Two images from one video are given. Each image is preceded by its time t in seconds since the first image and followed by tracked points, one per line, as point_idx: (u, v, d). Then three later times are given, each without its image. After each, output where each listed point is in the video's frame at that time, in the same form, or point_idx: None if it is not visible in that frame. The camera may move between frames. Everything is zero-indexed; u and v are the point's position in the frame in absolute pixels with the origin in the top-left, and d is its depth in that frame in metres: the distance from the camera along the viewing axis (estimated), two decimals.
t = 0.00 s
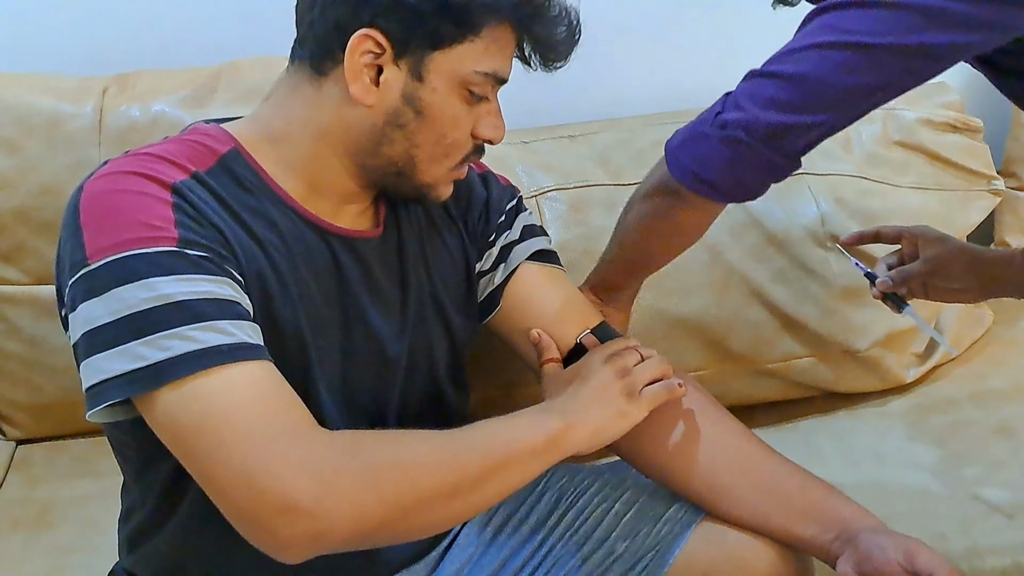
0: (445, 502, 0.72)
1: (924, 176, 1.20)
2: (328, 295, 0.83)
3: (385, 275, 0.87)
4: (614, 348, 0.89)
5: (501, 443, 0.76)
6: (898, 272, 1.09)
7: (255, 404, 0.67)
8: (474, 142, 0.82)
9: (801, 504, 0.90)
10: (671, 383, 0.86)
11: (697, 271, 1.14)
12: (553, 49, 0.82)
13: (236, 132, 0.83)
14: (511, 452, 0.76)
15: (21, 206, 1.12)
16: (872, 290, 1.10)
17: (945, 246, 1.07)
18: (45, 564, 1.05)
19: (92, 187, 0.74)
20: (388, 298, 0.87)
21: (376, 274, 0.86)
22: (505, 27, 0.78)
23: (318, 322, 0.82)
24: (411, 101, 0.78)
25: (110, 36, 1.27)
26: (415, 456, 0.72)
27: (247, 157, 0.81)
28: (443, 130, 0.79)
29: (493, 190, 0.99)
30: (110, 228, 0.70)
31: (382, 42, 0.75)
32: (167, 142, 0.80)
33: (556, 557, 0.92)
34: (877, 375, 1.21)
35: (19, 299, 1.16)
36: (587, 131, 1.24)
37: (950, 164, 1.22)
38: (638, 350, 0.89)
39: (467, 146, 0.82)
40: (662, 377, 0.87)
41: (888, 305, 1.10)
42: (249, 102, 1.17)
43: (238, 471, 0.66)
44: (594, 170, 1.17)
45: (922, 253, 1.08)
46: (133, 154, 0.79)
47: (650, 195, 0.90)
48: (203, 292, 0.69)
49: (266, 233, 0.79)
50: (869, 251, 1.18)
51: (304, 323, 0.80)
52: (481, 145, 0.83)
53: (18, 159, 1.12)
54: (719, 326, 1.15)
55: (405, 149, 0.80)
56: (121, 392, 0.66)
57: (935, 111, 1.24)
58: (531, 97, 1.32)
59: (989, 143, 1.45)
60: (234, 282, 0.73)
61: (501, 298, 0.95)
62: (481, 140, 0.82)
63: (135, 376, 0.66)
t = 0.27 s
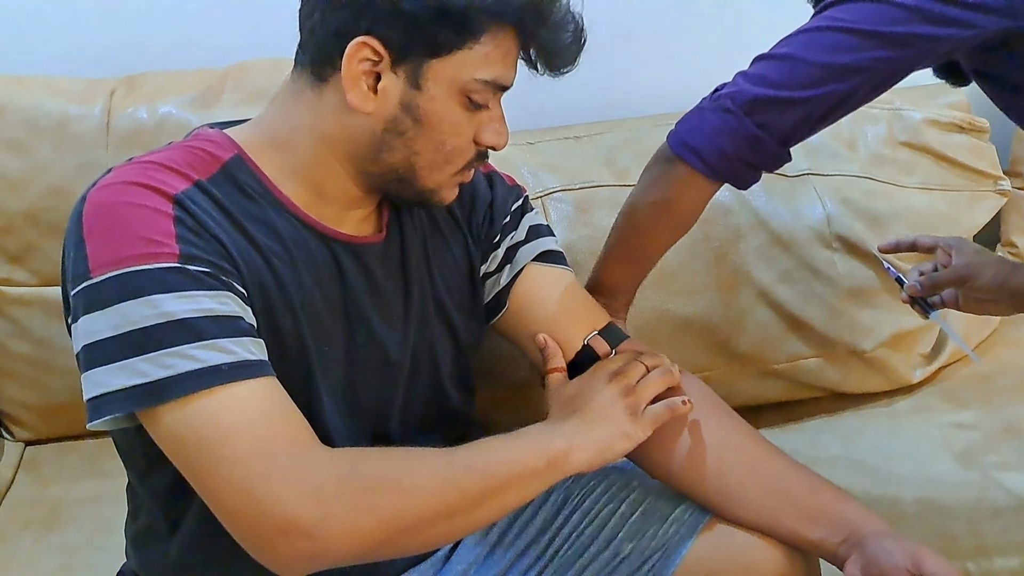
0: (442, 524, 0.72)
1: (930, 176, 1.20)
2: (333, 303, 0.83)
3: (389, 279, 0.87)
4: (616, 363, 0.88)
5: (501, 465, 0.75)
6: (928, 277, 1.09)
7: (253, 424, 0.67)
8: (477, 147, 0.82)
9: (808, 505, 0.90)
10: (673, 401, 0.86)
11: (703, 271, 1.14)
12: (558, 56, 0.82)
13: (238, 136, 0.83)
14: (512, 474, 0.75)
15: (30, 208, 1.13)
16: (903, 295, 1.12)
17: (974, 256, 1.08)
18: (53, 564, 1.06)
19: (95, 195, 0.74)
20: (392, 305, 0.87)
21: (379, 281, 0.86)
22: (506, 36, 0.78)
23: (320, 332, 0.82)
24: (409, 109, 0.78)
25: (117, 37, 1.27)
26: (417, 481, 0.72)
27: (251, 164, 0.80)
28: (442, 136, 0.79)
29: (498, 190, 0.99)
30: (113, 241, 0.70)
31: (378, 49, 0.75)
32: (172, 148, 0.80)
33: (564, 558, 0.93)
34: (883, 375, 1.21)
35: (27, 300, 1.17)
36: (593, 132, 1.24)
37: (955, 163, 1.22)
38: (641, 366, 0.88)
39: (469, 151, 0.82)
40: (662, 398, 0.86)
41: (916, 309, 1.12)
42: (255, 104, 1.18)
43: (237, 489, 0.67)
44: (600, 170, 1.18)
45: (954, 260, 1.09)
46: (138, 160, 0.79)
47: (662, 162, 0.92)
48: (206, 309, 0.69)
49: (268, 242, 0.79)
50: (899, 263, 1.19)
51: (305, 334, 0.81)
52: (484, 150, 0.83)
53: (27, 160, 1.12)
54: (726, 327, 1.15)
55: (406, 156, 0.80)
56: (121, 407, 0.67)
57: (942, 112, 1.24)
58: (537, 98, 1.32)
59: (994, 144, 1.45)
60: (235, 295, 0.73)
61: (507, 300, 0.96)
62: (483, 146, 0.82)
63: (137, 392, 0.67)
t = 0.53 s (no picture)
0: (451, 547, 0.76)
1: (931, 177, 1.20)
2: (335, 307, 0.84)
3: (390, 283, 0.87)
4: (624, 385, 0.88)
5: (508, 493, 0.78)
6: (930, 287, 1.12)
7: (269, 450, 0.70)
8: (465, 152, 0.80)
9: (810, 505, 0.90)
10: (679, 418, 0.86)
11: (705, 271, 1.14)
12: (546, 60, 0.78)
13: (234, 143, 0.83)
14: (519, 500, 0.79)
15: (32, 207, 1.13)
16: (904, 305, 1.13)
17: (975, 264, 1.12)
18: (55, 563, 1.06)
19: (94, 214, 0.74)
20: (396, 309, 0.88)
21: (382, 285, 0.86)
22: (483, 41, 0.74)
23: (324, 336, 0.83)
24: (380, 116, 0.76)
25: (118, 36, 1.27)
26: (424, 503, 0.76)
27: (248, 175, 0.80)
28: (417, 143, 0.77)
29: (501, 182, 0.98)
30: (113, 264, 0.71)
31: (344, 55, 0.74)
32: (169, 159, 0.80)
33: (565, 557, 0.93)
34: (883, 375, 1.21)
35: (28, 299, 1.17)
36: (595, 132, 1.24)
37: (957, 164, 1.22)
38: (646, 384, 0.87)
39: (455, 155, 0.79)
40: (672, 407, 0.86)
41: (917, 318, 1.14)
42: (257, 103, 1.17)
43: (255, 513, 0.70)
44: (602, 170, 1.18)
45: (956, 269, 1.12)
46: (133, 174, 0.79)
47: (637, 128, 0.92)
48: (210, 334, 0.71)
49: (267, 251, 0.79)
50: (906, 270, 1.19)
51: (306, 337, 0.81)
52: (472, 155, 0.81)
53: (27, 159, 1.12)
54: (727, 327, 1.15)
55: (384, 162, 0.79)
56: (130, 431, 0.69)
57: (944, 112, 1.24)
58: (539, 98, 1.32)
59: (997, 143, 1.45)
60: (239, 313, 0.74)
61: (513, 295, 0.95)
62: (471, 150, 0.80)
63: (146, 417, 0.69)
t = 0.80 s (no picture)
0: (449, 561, 0.78)
1: (932, 178, 1.21)
2: (334, 317, 0.84)
3: (390, 292, 0.87)
4: (623, 394, 0.86)
5: (507, 508, 0.80)
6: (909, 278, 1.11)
7: (270, 470, 0.71)
8: (456, 168, 0.79)
9: (810, 507, 0.90)
10: (678, 426, 0.86)
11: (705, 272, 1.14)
12: (537, 79, 0.75)
13: (230, 155, 0.83)
14: (517, 519, 0.80)
15: (32, 207, 1.13)
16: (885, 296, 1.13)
17: (956, 252, 1.09)
18: (55, 563, 1.06)
19: (88, 232, 0.74)
20: (396, 318, 0.88)
21: (381, 294, 0.86)
22: (464, 59, 0.71)
23: (323, 346, 0.83)
24: (365, 135, 0.76)
25: (120, 37, 1.27)
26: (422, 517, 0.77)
27: (245, 190, 0.80)
28: (405, 162, 0.77)
29: (503, 184, 0.98)
30: (110, 285, 0.71)
31: (325, 74, 0.73)
32: (163, 174, 0.80)
33: (565, 559, 0.93)
34: (884, 376, 1.21)
35: (28, 299, 1.17)
36: (596, 133, 1.24)
37: (957, 165, 1.22)
38: (646, 393, 0.86)
39: (446, 172, 0.79)
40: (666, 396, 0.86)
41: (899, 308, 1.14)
42: (258, 104, 1.17)
43: (254, 532, 0.71)
44: (603, 171, 1.18)
45: (936, 259, 1.10)
46: (129, 190, 0.79)
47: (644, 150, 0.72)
48: (208, 356, 0.71)
49: (264, 266, 0.79)
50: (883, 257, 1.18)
51: (305, 348, 0.81)
52: (464, 171, 0.80)
53: (29, 160, 1.13)
54: (728, 328, 1.15)
55: (371, 180, 0.79)
56: (126, 452, 0.69)
57: (944, 114, 1.24)
58: (541, 99, 1.32)
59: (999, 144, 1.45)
60: (237, 333, 0.74)
61: (516, 294, 0.95)
62: (463, 166, 0.79)
63: (142, 438, 0.69)
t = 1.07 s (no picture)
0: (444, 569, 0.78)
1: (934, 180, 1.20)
2: (330, 321, 0.84)
3: (386, 295, 0.87)
4: (619, 399, 0.90)
5: (503, 513, 0.80)
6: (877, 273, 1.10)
7: (268, 477, 0.71)
8: (465, 181, 0.79)
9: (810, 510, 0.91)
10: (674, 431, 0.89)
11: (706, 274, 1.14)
12: (547, 96, 0.74)
13: (227, 157, 0.82)
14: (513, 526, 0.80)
15: (35, 207, 1.13)
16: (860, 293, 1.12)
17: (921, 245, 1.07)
18: (55, 563, 1.06)
19: (84, 235, 0.74)
20: (394, 321, 0.88)
21: (377, 298, 0.86)
22: (468, 83, 0.71)
23: (319, 350, 0.83)
24: (370, 155, 0.76)
25: (124, 37, 1.27)
26: (419, 521, 0.78)
27: (241, 194, 0.80)
28: (412, 178, 0.77)
29: (500, 185, 0.98)
30: (105, 289, 0.71)
31: (329, 95, 0.73)
32: (160, 175, 0.80)
33: (565, 561, 0.93)
34: (884, 378, 1.21)
35: (30, 299, 1.17)
36: (598, 134, 1.24)
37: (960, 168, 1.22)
38: (641, 399, 0.89)
39: (455, 184, 0.79)
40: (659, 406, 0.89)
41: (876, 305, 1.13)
42: (261, 105, 1.17)
43: (250, 538, 0.71)
44: (604, 173, 1.18)
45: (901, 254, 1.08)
46: (125, 192, 0.78)
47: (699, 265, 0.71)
48: (204, 360, 0.71)
49: (262, 270, 0.79)
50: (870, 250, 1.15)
51: (302, 353, 0.81)
52: (473, 184, 0.80)
53: (31, 160, 1.13)
54: (728, 330, 1.15)
55: (380, 198, 0.79)
56: (119, 456, 0.69)
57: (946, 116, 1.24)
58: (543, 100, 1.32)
59: (1003, 146, 1.45)
60: (232, 337, 0.74)
61: (513, 298, 0.96)
62: (472, 179, 0.79)
63: (137, 442, 0.69)
